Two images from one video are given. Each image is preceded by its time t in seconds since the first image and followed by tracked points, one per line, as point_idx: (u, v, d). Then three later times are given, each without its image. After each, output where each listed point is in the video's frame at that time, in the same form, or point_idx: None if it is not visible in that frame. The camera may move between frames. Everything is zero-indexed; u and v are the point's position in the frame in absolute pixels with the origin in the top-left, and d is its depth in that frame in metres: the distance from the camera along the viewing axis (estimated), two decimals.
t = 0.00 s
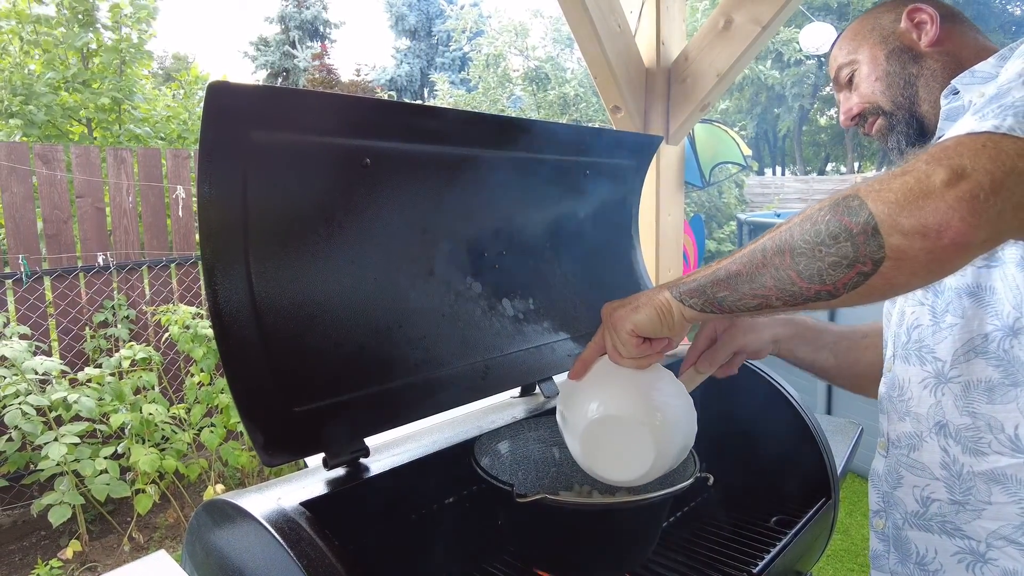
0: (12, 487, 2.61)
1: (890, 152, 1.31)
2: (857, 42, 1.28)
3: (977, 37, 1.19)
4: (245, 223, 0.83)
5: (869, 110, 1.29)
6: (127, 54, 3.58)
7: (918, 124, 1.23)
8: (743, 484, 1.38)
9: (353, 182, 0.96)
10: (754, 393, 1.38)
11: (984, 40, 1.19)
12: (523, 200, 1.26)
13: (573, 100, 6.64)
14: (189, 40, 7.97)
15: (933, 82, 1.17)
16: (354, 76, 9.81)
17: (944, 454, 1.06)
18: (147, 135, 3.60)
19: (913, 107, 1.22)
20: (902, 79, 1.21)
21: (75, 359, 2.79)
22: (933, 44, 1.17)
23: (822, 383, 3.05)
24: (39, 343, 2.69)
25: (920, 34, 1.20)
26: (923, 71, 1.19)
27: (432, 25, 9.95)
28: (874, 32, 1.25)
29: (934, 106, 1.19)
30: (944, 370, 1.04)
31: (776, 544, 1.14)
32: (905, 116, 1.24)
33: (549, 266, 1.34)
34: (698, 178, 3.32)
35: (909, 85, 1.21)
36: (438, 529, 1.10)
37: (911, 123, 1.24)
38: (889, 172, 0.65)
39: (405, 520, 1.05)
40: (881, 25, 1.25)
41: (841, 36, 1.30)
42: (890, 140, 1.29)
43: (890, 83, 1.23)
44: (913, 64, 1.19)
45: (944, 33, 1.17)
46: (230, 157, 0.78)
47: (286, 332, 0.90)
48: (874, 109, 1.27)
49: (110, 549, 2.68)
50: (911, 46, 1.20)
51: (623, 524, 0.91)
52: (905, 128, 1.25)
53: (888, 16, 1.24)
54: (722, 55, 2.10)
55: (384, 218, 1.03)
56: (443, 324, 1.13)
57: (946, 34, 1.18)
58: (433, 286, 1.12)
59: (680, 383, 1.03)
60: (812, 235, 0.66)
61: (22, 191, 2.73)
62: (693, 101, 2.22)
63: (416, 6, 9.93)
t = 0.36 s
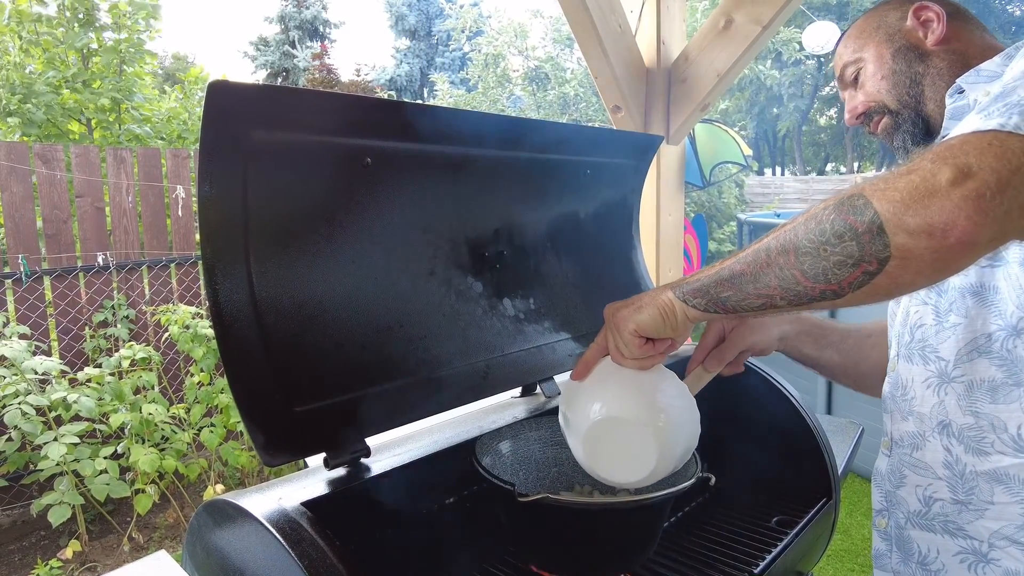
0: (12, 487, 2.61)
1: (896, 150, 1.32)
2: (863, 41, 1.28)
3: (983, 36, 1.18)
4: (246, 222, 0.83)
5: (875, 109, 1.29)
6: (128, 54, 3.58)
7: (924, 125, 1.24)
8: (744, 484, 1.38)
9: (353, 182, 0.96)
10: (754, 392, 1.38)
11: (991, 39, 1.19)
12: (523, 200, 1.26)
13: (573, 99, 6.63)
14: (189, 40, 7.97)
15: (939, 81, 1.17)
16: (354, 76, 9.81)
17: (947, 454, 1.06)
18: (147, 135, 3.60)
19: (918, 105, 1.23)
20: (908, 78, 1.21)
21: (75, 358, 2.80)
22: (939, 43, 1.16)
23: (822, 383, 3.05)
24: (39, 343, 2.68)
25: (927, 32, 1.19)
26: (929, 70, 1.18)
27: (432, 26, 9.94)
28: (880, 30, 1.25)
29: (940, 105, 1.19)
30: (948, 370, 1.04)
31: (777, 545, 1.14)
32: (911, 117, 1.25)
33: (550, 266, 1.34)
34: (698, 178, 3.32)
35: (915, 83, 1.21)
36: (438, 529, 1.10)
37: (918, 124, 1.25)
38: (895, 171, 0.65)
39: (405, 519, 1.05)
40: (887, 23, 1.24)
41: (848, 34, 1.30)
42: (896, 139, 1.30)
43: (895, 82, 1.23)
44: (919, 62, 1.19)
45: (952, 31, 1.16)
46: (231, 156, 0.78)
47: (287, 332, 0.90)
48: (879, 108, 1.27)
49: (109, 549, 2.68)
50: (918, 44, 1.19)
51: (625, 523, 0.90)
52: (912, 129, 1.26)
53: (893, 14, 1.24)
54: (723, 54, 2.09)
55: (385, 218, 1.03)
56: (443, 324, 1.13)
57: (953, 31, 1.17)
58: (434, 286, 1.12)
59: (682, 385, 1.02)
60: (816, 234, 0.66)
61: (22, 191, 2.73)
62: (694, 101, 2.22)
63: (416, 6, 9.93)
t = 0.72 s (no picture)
0: (12, 487, 2.60)
1: (900, 149, 1.32)
2: (865, 41, 1.28)
3: (986, 36, 1.18)
4: (248, 222, 0.83)
5: (878, 109, 1.29)
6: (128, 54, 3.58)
7: (927, 125, 1.24)
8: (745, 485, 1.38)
9: (355, 182, 0.95)
10: (756, 393, 1.38)
11: (993, 39, 1.19)
12: (525, 200, 1.26)
13: (574, 100, 6.63)
14: (189, 40, 7.97)
15: (943, 82, 1.18)
16: (354, 76, 9.81)
17: (952, 456, 1.06)
18: (147, 135, 3.60)
19: (921, 106, 1.23)
20: (911, 78, 1.22)
21: (75, 358, 2.80)
22: (942, 43, 1.17)
23: (822, 383, 3.05)
24: (39, 342, 2.68)
25: (930, 33, 1.19)
26: (933, 70, 1.18)
27: (432, 26, 9.95)
28: (882, 31, 1.25)
29: (943, 106, 1.19)
30: (953, 372, 1.04)
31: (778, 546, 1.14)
32: (915, 117, 1.25)
33: (551, 267, 1.34)
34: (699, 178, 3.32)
35: (919, 83, 1.21)
36: (440, 529, 1.10)
37: (922, 124, 1.25)
38: (905, 171, 0.65)
39: (407, 520, 1.05)
40: (890, 24, 1.24)
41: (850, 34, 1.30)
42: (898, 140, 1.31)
43: (899, 82, 1.23)
44: (922, 63, 1.19)
45: (955, 31, 1.16)
46: (233, 157, 0.77)
47: (289, 332, 0.90)
48: (882, 108, 1.27)
49: (110, 549, 2.67)
50: (921, 45, 1.19)
51: (628, 524, 0.91)
52: (914, 129, 1.26)
53: (897, 14, 1.24)
54: (724, 55, 2.09)
55: (387, 218, 1.03)
56: (445, 324, 1.13)
57: (956, 32, 1.18)
58: (435, 286, 1.12)
59: (681, 384, 1.02)
60: (828, 234, 0.66)
61: (22, 191, 2.73)
62: (695, 101, 2.22)
63: (417, 6, 9.92)
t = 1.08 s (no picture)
0: (12, 487, 2.61)
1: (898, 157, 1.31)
2: (859, 52, 1.29)
3: (978, 44, 1.19)
4: (251, 223, 0.83)
5: (875, 116, 1.29)
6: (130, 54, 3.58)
7: (924, 131, 1.24)
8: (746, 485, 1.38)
9: (356, 184, 0.96)
10: (757, 394, 1.38)
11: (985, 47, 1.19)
12: (527, 201, 1.26)
13: (574, 100, 6.64)
14: (190, 39, 7.96)
15: (938, 87, 1.18)
16: (354, 76, 9.81)
17: (953, 460, 1.06)
18: (148, 135, 3.60)
19: (918, 114, 1.22)
20: (906, 85, 1.22)
21: (75, 358, 2.79)
22: (934, 52, 1.18)
23: (822, 383, 3.06)
24: (40, 342, 2.68)
25: (922, 42, 1.20)
26: (927, 77, 1.19)
27: (433, 26, 9.94)
28: (876, 42, 1.26)
29: (938, 112, 1.19)
30: (953, 376, 1.05)
31: (779, 547, 1.15)
32: (911, 123, 1.25)
33: (553, 267, 1.34)
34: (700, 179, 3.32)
35: (914, 89, 1.21)
36: (441, 530, 1.10)
37: (920, 129, 1.25)
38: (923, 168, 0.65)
39: (409, 521, 1.05)
40: (882, 36, 1.25)
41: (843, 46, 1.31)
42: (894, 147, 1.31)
43: (894, 89, 1.23)
44: (917, 71, 1.20)
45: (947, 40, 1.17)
46: (236, 158, 0.78)
47: (291, 333, 0.90)
48: (879, 117, 1.28)
49: (110, 550, 2.67)
50: (914, 54, 1.20)
51: (631, 524, 0.91)
52: (911, 135, 1.26)
53: (889, 26, 1.24)
54: (724, 56, 2.09)
55: (388, 219, 1.03)
56: (447, 324, 1.13)
57: (948, 40, 1.19)
58: (437, 287, 1.12)
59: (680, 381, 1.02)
60: (849, 234, 0.65)
61: (23, 191, 2.73)
62: (696, 102, 2.22)
63: (417, 6, 9.89)
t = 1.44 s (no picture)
0: (12, 487, 2.61)
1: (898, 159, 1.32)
2: (856, 56, 1.29)
3: (973, 47, 1.19)
4: (252, 224, 0.83)
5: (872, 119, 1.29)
6: (131, 54, 3.58)
7: (921, 134, 1.24)
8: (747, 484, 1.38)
9: (357, 184, 0.96)
10: (758, 394, 1.38)
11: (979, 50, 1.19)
12: (528, 201, 1.26)
13: (574, 100, 6.65)
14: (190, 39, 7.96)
15: (935, 93, 1.17)
16: (355, 76, 9.81)
17: (952, 461, 1.06)
18: (148, 136, 3.60)
19: (912, 116, 1.22)
20: (903, 88, 1.21)
21: (75, 359, 2.78)
22: (930, 56, 1.18)
23: (823, 383, 3.06)
24: (40, 342, 2.68)
25: (918, 46, 1.21)
26: (922, 81, 1.19)
27: (433, 26, 9.89)
28: (873, 46, 1.26)
29: (934, 115, 1.19)
30: (953, 378, 1.05)
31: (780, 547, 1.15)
32: (906, 126, 1.25)
33: (553, 267, 1.35)
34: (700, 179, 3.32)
35: (910, 92, 1.21)
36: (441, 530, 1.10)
37: (916, 133, 1.25)
38: (927, 171, 0.65)
39: (409, 521, 1.05)
40: (879, 41, 1.25)
41: (840, 52, 1.31)
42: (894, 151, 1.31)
43: (890, 93, 1.23)
44: (913, 74, 1.20)
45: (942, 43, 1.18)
46: (238, 158, 0.77)
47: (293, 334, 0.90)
48: (876, 120, 1.28)
49: (111, 550, 2.67)
50: (910, 58, 1.20)
51: (632, 524, 0.91)
52: (907, 138, 1.26)
53: (885, 32, 1.25)
54: (725, 56, 2.09)
55: (389, 219, 1.03)
56: (448, 325, 1.13)
57: (943, 44, 1.19)
58: (438, 288, 1.12)
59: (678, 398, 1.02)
60: (859, 242, 0.64)
61: (23, 191, 2.73)
62: (697, 102, 2.22)
63: (417, 6, 9.86)
